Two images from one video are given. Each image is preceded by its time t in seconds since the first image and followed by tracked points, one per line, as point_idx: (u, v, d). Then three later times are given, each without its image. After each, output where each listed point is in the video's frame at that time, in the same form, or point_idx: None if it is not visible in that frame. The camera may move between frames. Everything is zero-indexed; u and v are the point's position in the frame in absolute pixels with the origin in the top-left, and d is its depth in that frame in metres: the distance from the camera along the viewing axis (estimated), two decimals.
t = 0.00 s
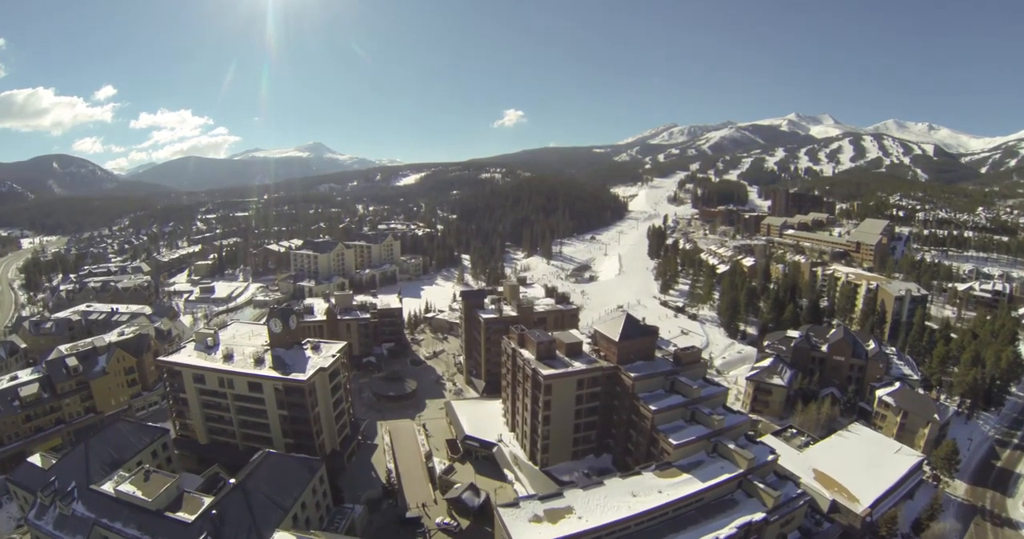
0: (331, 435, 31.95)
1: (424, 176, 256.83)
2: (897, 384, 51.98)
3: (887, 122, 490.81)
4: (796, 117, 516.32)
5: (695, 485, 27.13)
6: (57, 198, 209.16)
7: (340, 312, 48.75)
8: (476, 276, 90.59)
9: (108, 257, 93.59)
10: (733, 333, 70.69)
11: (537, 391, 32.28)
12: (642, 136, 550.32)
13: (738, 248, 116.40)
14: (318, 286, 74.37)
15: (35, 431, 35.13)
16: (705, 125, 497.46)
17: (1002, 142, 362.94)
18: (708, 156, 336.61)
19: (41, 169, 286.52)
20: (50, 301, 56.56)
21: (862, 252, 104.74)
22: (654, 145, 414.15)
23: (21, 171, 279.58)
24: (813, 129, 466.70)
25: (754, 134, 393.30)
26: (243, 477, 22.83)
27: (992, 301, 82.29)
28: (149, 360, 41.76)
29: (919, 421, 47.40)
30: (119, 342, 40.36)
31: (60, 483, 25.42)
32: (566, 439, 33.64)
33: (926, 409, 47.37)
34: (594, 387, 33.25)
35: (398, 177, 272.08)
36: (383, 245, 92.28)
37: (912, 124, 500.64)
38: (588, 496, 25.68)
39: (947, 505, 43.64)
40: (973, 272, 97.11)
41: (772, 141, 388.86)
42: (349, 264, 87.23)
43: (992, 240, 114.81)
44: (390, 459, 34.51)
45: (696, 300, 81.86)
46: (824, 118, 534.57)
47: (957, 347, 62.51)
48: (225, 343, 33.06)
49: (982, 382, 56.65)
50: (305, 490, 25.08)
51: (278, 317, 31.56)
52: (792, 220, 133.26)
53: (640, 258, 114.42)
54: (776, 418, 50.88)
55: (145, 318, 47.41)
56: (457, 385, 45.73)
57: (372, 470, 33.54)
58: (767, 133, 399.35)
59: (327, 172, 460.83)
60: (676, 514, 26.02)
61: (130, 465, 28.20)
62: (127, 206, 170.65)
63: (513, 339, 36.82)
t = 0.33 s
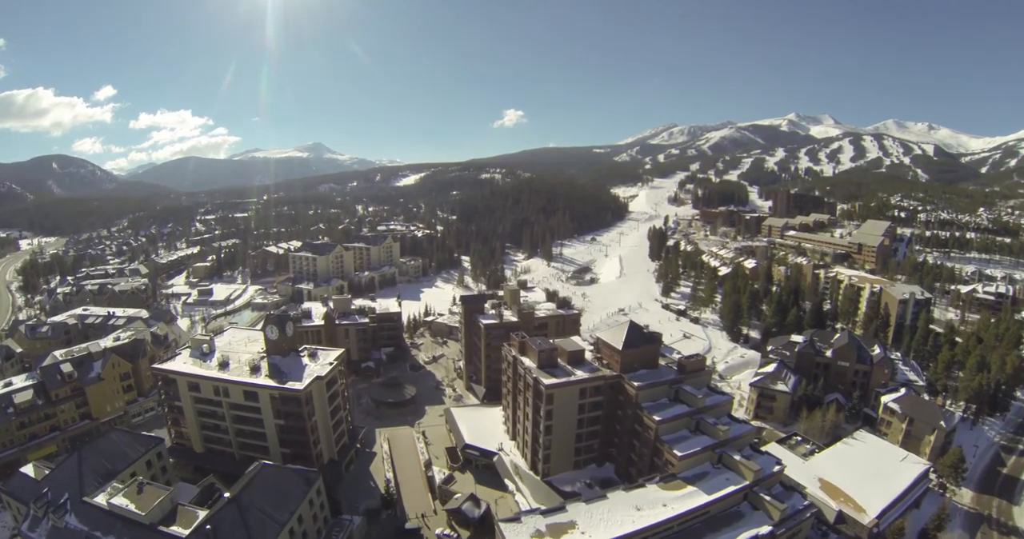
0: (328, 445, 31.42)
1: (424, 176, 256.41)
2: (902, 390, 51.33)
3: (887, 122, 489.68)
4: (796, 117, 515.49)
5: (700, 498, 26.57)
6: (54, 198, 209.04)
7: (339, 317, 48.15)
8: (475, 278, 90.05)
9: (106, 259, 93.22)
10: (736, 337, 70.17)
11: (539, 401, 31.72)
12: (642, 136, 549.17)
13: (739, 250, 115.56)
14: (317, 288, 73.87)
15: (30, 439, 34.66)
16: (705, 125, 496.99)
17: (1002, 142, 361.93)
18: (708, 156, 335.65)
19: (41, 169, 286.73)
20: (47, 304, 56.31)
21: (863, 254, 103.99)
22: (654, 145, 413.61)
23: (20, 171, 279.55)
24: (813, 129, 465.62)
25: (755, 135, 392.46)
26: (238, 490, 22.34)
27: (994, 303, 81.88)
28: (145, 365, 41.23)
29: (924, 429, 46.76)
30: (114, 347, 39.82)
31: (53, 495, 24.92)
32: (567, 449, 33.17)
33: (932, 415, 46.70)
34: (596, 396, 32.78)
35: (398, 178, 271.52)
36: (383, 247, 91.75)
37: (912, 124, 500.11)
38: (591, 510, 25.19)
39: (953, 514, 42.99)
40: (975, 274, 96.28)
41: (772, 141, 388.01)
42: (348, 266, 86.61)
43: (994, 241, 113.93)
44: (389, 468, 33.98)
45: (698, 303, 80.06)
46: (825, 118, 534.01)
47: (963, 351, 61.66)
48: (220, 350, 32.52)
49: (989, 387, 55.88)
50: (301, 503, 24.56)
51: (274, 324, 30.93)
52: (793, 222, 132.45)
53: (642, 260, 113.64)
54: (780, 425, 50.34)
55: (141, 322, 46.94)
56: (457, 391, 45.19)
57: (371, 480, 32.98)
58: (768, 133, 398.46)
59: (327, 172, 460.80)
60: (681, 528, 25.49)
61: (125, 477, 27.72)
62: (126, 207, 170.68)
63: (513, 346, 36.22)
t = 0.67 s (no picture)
0: (334, 452, 31.02)
1: (432, 177, 256.45)
2: (918, 399, 50.10)
3: (897, 122, 484.01)
4: (805, 117, 510.99)
5: (715, 512, 25.79)
6: (64, 198, 211.11)
7: (346, 321, 47.71)
8: (484, 280, 89.44)
9: (115, 260, 93.80)
10: (747, 342, 69.01)
11: (549, 411, 31.05)
12: (650, 136, 546.32)
13: (750, 252, 114.09)
14: (325, 290, 73.58)
15: (35, 442, 34.44)
16: (713, 126, 493.57)
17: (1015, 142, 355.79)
18: (716, 156, 332.82)
19: (52, 169, 289.98)
20: (56, 305, 56.59)
21: (875, 256, 102.20)
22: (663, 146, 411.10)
23: (32, 171, 283.01)
24: (822, 129, 460.70)
25: (763, 135, 389.18)
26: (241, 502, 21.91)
27: (1010, 308, 79.71)
28: (151, 369, 40.95)
29: (941, 439, 45.51)
30: (121, 351, 39.61)
31: (56, 501, 24.86)
32: (578, 459, 32.52)
33: (949, 426, 45.44)
34: (608, 406, 32.08)
35: (406, 178, 271.77)
36: (391, 249, 91.46)
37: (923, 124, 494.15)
38: (602, 525, 24.60)
39: (971, 527, 41.76)
40: (989, 278, 94.12)
41: (781, 141, 384.47)
42: (356, 267, 86.34)
43: (1008, 244, 111.59)
44: (397, 476, 33.46)
45: (710, 307, 79.23)
46: (834, 119, 528.81)
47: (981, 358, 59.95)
48: (226, 355, 32.13)
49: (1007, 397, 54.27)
50: (306, 515, 24.02)
51: (280, 330, 30.41)
52: (804, 224, 130.66)
53: (651, 262, 112.53)
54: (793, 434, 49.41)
55: (148, 324, 46.74)
56: (466, 396, 44.63)
57: (378, 488, 32.38)
58: (776, 134, 395.10)
59: (336, 172, 462.55)
60: None
61: (128, 485, 27.30)
62: (136, 207, 172.26)
63: (523, 354, 35.56)
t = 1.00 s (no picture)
0: (346, 459, 30.44)
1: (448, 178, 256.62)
2: (942, 411, 47.97)
3: (916, 123, 473.63)
4: (822, 118, 502.33)
5: (737, 530, 24.65)
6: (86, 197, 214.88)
7: (361, 324, 47.21)
8: (501, 282, 88.60)
9: (133, 259, 94.89)
10: (768, 348, 67.18)
11: (566, 421, 30.14)
12: (666, 137, 541.23)
13: (769, 255, 111.69)
14: (341, 291, 73.46)
15: (49, 442, 34.45)
16: (729, 126, 487.39)
17: None
18: (732, 158, 328.39)
19: (74, 169, 295.68)
20: (73, 304, 57.11)
21: (896, 261, 99.39)
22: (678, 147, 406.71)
23: (55, 171, 288.99)
24: (841, 130, 452.38)
25: (780, 136, 383.26)
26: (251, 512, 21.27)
27: None
28: (164, 370, 40.78)
29: (965, 453, 43.23)
30: (135, 352, 39.50)
31: (66, 505, 24.64)
32: (595, 470, 31.54)
33: (975, 440, 43.21)
34: (626, 417, 31.03)
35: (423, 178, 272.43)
36: (407, 250, 91.10)
37: (944, 124, 483.00)
38: None
39: None
40: (1015, 284, 90.41)
41: (799, 143, 378.18)
42: (373, 269, 85.94)
43: None
44: (409, 483, 32.75)
45: (729, 312, 77.52)
46: (853, 119, 518.99)
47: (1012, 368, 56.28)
48: (238, 360, 31.70)
49: None
50: (316, 527, 23.37)
51: (293, 335, 29.84)
52: (824, 226, 127.69)
53: (669, 265, 110.71)
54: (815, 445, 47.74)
55: (163, 326, 46.67)
56: (481, 402, 43.82)
57: (391, 496, 31.72)
58: (793, 135, 389.09)
59: (352, 172, 465.86)
60: None
61: (138, 490, 27.04)
62: (156, 206, 174.49)
63: (540, 362, 34.62)
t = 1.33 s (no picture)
0: (349, 467, 29.86)
1: (455, 179, 256.50)
2: (956, 420, 46.54)
3: (925, 125, 468.14)
4: (831, 120, 497.28)
5: None
6: (94, 197, 216.36)
7: (367, 328, 46.61)
8: (508, 284, 87.89)
9: (139, 260, 95.14)
10: (778, 355, 65.94)
11: (574, 432, 29.39)
12: (674, 138, 537.99)
13: (779, 258, 110.17)
14: (347, 293, 73.22)
15: (51, 446, 34.16)
16: (737, 127, 483.78)
17: None
18: (741, 159, 325.82)
19: (83, 169, 298.38)
20: (79, 305, 57.13)
21: (907, 265, 97.63)
22: (686, 148, 404.60)
23: (65, 171, 291.47)
24: (850, 132, 447.96)
25: (789, 138, 379.71)
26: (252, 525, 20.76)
27: None
28: (168, 374, 40.32)
29: (979, 465, 41.61)
30: (138, 356, 39.10)
31: (66, 514, 24.20)
32: (603, 482, 30.74)
33: (990, 451, 41.55)
34: (636, 428, 30.20)
35: (431, 178, 272.62)
36: (415, 252, 90.61)
37: (955, 125, 476.94)
38: None
39: None
40: None
41: (808, 144, 374.81)
42: (380, 271, 85.36)
43: None
44: (413, 492, 32.12)
45: (739, 317, 76.27)
46: (862, 121, 514.09)
47: None
48: (241, 366, 31.18)
49: None
50: None
51: (297, 342, 29.27)
52: (834, 229, 125.82)
53: (678, 268, 109.42)
54: (826, 455, 46.65)
55: (167, 329, 46.37)
56: (487, 409, 43.10)
57: (395, 505, 31.07)
58: (802, 137, 385.89)
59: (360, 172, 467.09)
60: None
61: (139, 498, 26.58)
62: (164, 206, 175.43)
63: (547, 370, 33.83)
